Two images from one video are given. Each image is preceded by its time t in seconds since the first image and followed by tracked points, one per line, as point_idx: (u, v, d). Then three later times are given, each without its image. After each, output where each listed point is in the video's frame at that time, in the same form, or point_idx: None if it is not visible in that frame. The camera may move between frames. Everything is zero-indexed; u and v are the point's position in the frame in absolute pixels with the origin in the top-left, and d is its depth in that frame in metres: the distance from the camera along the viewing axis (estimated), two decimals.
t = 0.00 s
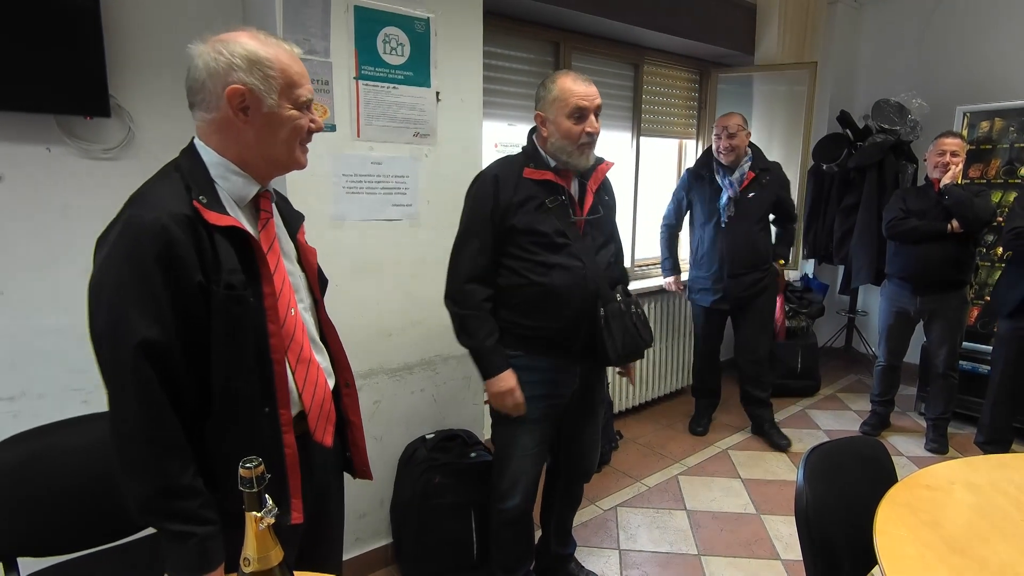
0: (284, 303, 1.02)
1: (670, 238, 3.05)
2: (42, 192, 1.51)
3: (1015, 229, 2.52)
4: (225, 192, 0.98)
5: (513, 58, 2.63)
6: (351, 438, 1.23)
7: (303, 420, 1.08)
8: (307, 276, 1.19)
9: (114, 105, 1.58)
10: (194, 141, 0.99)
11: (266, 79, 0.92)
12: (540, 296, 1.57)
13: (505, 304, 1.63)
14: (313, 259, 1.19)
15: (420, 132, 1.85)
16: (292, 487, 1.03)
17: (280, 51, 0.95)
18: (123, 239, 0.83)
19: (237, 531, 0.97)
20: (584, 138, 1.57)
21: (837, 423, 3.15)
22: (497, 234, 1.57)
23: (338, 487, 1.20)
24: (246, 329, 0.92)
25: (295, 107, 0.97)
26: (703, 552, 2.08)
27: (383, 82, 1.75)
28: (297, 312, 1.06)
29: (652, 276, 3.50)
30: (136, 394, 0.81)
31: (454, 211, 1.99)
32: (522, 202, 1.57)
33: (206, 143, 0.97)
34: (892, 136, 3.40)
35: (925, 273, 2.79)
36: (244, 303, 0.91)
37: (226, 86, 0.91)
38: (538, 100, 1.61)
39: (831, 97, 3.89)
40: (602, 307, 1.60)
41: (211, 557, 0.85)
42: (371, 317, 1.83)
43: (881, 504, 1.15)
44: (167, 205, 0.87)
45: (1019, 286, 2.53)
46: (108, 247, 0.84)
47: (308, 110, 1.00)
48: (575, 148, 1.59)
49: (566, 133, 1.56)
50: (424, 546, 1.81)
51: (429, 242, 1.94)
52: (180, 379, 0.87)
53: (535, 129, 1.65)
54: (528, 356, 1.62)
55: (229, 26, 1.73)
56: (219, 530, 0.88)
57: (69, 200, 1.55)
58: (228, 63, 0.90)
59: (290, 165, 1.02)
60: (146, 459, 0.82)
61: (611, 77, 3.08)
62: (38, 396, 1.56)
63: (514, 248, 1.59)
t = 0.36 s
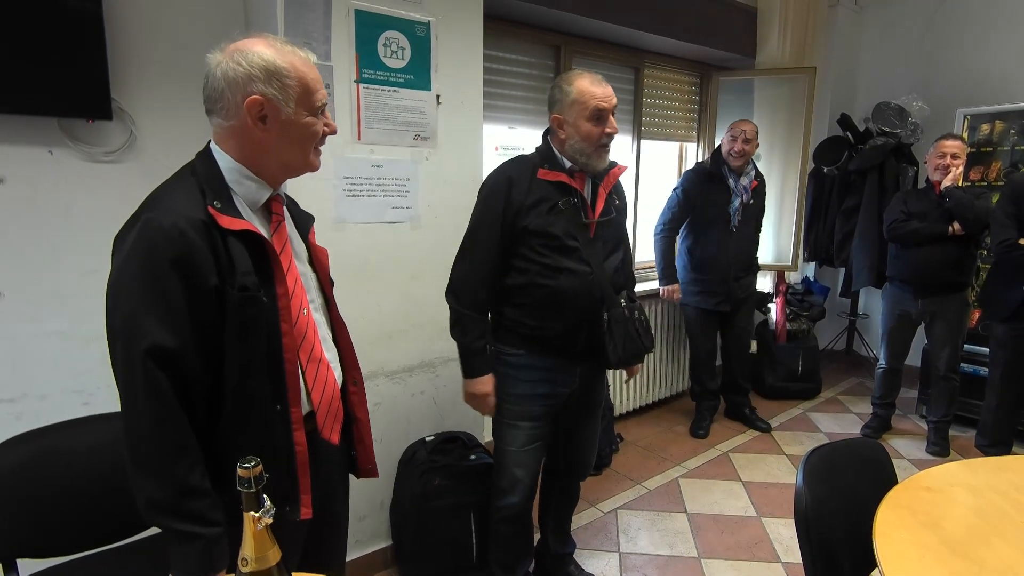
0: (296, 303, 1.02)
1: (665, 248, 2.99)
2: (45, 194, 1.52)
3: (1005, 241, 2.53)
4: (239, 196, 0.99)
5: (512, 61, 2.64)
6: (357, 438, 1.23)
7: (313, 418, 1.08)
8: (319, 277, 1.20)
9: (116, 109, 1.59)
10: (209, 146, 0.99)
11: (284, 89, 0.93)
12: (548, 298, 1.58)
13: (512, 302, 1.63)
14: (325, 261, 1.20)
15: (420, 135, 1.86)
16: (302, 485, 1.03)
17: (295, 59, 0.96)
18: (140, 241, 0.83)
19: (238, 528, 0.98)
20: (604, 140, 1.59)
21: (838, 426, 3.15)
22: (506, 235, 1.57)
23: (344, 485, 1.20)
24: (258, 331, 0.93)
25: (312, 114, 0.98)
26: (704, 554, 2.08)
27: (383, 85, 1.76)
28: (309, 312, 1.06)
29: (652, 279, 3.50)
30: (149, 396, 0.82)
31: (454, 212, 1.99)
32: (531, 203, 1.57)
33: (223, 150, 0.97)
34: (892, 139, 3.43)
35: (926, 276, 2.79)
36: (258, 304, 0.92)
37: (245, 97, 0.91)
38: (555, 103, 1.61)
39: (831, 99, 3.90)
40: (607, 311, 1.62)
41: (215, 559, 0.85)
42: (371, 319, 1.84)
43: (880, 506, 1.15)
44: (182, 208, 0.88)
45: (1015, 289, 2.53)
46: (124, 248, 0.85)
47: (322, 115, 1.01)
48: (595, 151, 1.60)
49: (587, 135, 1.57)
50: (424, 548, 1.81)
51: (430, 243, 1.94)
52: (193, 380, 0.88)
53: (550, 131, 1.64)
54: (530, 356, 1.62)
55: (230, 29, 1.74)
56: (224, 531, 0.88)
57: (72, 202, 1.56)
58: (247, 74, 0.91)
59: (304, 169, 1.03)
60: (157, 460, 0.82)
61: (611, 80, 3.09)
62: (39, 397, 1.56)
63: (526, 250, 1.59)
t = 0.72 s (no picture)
0: (294, 303, 1.02)
1: (663, 255, 2.99)
2: (44, 191, 1.51)
3: (1009, 239, 2.48)
4: (237, 195, 0.99)
5: (513, 59, 2.63)
6: (359, 439, 1.23)
7: (311, 418, 1.08)
8: (321, 277, 1.19)
9: (115, 107, 1.59)
10: (209, 146, 0.99)
11: (273, 86, 0.93)
12: (556, 301, 1.58)
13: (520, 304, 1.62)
14: (327, 258, 1.19)
15: (420, 133, 1.85)
16: (301, 486, 1.03)
17: (286, 54, 0.95)
18: (131, 238, 0.84)
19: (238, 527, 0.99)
20: (617, 141, 1.58)
21: (836, 425, 3.15)
22: (514, 237, 1.56)
23: (344, 483, 1.20)
24: (251, 329, 0.92)
25: (304, 110, 0.97)
26: (702, 553, 2.08)
27: (384, 83, 1.76)
28: (309, 312, 1.06)
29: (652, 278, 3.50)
30: (138, 392, 0.82)
31: (453, 210, 1.99)
32: (537, 204, 1.56)
33: (222, 149, 0.98)
34: (891, 139, 3.43)
35: (924, 276, 2.79)
36: (250, 303, 0.91)
37: (233, 93, 0.92)
38: (568, 103, 1.58)
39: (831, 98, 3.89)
40: (612, 312, 1.62)
41: (206, 553, 0.84)
42: (371, 317, 1.84)
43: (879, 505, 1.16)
44: (175, 207, 0.88)
45: (1013, 288, 2.53)
46: (118, 246, 0.86)
47: (318, 113, 1.01)
48: (607, 151, 1.58)
49: (601, 136, 1.56)
50: (424, 546, 1.82)
51: (430, 242, 1.94)
52: (184, 376, 0.88)
53: (561, 131, 1.61)
54: (539, 357, 1.62)
55: (230, 27, 1.74)
56: (217, 525, 0.88)
57: (72, 200, 1.56)
58: (235, 69, 0.91)
59: (301, 167, 1.02)
60: (146, 454, 0.83)
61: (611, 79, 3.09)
62: (38, 395, 1.56)
63: (534, 253, 1.58)
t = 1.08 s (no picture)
0: (281, 302, 1.02)
1: (664, 252, 3.00)
2: (45, 185, 1.51)
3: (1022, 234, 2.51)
4: (224, 188, 0.99)
5: (515, 56, 2.63)
6: (350, 444, 1.23)
7: (298, 421, 1.08)
8: (314, 278, 1.19)
9: (118, 101, 1.59)
10: (196, 139, 0.99)
11: (254, 69, 0.92)
12: (570, 296, 1.56)
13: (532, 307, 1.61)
14: (319, 258, 1.18)
15: (422, 129, 1.85)
16: (287, 489, 1.03)
17: (270, 41, 0.95)
18: (114, 234, 0.84)
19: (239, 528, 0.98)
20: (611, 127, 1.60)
21: (836, 425, 3.16)
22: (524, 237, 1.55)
23: (335, 488, 1.20)
24: (235, 325, 0.92)
25: (287, 97, 0.96)
26: (702, 552, 2.08)
27: (386, 79, 1.75)
28: (297, 310, 1.06)
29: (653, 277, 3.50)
30: (121, 388, 0.82)
31: (454, 207, 1.98)
32: (541, 200, 1.55)
33: (209, 140, 0.98)
34: (894, 139, 3.42)
35: (924, 277, 2.79)
36: (233, 299, 0.90)
37: (213, 76, 0.91)
38: (563, 92, 1.57)
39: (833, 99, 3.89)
40: (619, 300, 1.67)
41: (207, 549, 0.84)
42: (371, 315, 1.83)
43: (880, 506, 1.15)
44: (159, 201, 0.88)
45: None
46: (102, 243, 0.86)
47: (304, 102, 0.99)
48: (602, 138, 1.60)
49: (598, 123, 1.57)
50: (423, 543, 1.82)
51: (432, 239, 1.94)
52: (169, 374, 0.87)
53: (556, 121, 1.60)
54: (550, 358, 1.62)
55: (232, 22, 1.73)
56: (216, 521, 0.88)
57: (73, 194, 1.55)
58: (216, 54, 0.91)
59: (288, 159, 1.01)
60: (134, 451, 0.82)
61: (614, 77, 3.09)
62: (39, 390, 1.56)
63: (541, 249, 1.58)
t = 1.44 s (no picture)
0: (277, 309, 1.03)
1: (670, 259, 3.01)
2: (50, 188, 1.52)
3: None
4: (220, 193, 0.99)
5: (519, 60, 2.64)
6: (342, 450, 1.24)
7: (293, 429, 1.09)
8: (305, 280, 1.19)
9: (123, 103, 1.60)
10: (190, 142, 0.99)
11: (261, 75, 0.92)
12: (574, 297, 1.55)
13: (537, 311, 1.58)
14: (309, 261, 1.20)
15: (426, 132, 1.85)
16: (283, 497, 1.04)
17: (275, 45, 0.95)
18: (110, 241, 0.82)
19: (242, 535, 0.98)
20: (583, 125, 1.64)
21: (839, 429, 3.15)
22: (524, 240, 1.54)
23: (327, 495, 1.20)
24: (236, 334, 0.92)
25: (292, 104, 0.97)
26: (705, 556, 2.07)
27: (391, 82, 1.76)
28: (291, 318, 1.06)
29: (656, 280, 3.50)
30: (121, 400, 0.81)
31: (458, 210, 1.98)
32: (536, 202, 1.55)
33: (203, 143, 0.97)
34: (898, 142, 3.42)
35: (928, 281, 2.78)
36: (235, 310, 0.91)
37: (218, 80, 0.91)
38: (536, 89, 1.59)
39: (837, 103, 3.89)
40: (618, 295, 1.67)
41: (214, 553, 0.86)
42: (375, 317, 1.84)
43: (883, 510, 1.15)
44: (158, 206, 0.87)
45: None
46: (93, 248, 0.83)
47: (307, 108, 1.00)
48: (576, 135, 1.64)
49: (572, 120, 1.61)
50: (425, 546, 1.81)
51: (435, 242, 1.94)
52: (167, 383, 0.87)
53: (529, 117, 1.62)
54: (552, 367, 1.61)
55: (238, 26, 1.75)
56: (221, 526, 0.89)
57: (77, 196, 1.56)
58: (221, 57, 0.91)
59: (286, 164, 1.02)
60: (136, 462, 0.82)
61: (618, 80, 3.09)
62: (43, 391, 1.57)
63: (541, 249, 1.57)
